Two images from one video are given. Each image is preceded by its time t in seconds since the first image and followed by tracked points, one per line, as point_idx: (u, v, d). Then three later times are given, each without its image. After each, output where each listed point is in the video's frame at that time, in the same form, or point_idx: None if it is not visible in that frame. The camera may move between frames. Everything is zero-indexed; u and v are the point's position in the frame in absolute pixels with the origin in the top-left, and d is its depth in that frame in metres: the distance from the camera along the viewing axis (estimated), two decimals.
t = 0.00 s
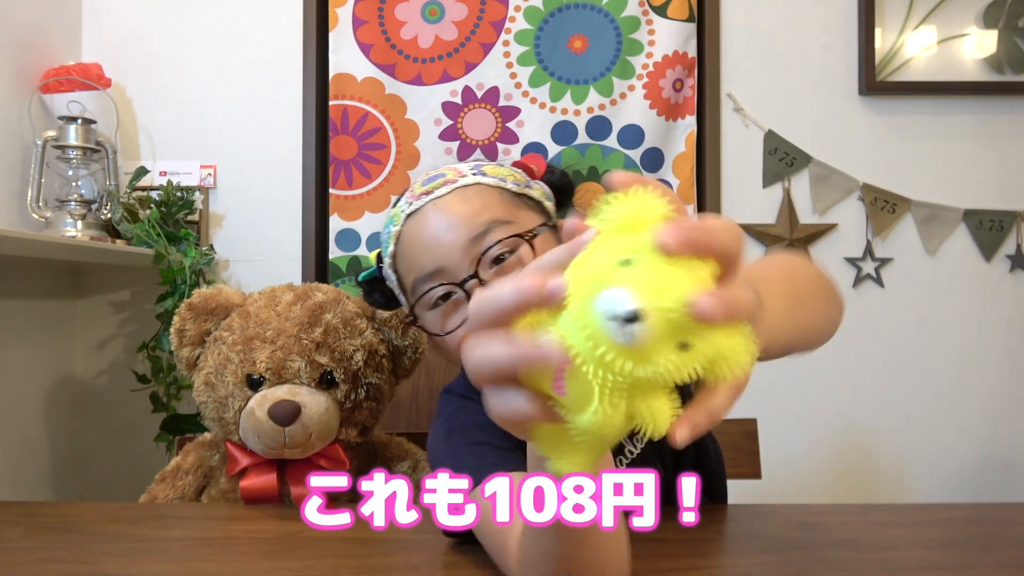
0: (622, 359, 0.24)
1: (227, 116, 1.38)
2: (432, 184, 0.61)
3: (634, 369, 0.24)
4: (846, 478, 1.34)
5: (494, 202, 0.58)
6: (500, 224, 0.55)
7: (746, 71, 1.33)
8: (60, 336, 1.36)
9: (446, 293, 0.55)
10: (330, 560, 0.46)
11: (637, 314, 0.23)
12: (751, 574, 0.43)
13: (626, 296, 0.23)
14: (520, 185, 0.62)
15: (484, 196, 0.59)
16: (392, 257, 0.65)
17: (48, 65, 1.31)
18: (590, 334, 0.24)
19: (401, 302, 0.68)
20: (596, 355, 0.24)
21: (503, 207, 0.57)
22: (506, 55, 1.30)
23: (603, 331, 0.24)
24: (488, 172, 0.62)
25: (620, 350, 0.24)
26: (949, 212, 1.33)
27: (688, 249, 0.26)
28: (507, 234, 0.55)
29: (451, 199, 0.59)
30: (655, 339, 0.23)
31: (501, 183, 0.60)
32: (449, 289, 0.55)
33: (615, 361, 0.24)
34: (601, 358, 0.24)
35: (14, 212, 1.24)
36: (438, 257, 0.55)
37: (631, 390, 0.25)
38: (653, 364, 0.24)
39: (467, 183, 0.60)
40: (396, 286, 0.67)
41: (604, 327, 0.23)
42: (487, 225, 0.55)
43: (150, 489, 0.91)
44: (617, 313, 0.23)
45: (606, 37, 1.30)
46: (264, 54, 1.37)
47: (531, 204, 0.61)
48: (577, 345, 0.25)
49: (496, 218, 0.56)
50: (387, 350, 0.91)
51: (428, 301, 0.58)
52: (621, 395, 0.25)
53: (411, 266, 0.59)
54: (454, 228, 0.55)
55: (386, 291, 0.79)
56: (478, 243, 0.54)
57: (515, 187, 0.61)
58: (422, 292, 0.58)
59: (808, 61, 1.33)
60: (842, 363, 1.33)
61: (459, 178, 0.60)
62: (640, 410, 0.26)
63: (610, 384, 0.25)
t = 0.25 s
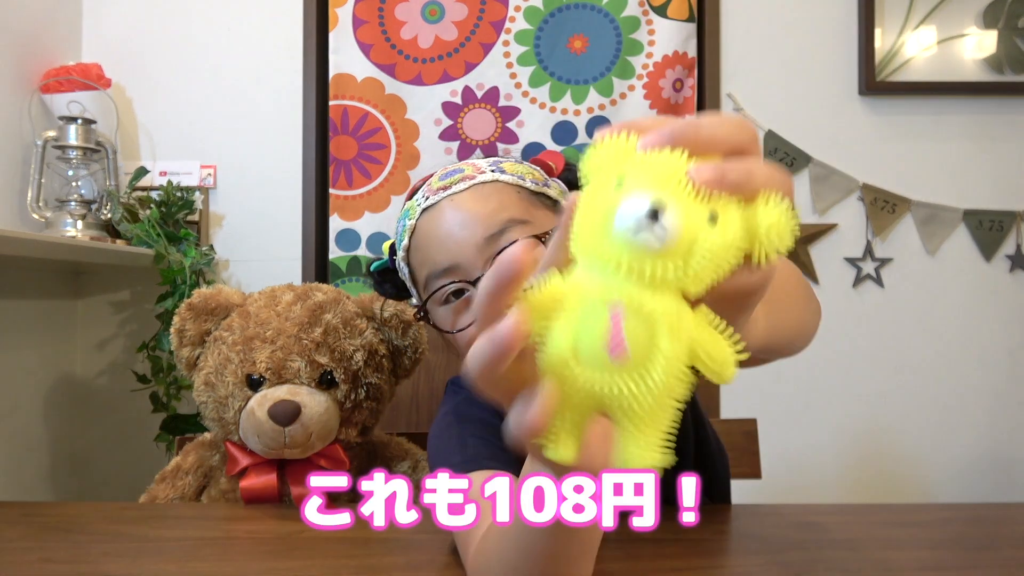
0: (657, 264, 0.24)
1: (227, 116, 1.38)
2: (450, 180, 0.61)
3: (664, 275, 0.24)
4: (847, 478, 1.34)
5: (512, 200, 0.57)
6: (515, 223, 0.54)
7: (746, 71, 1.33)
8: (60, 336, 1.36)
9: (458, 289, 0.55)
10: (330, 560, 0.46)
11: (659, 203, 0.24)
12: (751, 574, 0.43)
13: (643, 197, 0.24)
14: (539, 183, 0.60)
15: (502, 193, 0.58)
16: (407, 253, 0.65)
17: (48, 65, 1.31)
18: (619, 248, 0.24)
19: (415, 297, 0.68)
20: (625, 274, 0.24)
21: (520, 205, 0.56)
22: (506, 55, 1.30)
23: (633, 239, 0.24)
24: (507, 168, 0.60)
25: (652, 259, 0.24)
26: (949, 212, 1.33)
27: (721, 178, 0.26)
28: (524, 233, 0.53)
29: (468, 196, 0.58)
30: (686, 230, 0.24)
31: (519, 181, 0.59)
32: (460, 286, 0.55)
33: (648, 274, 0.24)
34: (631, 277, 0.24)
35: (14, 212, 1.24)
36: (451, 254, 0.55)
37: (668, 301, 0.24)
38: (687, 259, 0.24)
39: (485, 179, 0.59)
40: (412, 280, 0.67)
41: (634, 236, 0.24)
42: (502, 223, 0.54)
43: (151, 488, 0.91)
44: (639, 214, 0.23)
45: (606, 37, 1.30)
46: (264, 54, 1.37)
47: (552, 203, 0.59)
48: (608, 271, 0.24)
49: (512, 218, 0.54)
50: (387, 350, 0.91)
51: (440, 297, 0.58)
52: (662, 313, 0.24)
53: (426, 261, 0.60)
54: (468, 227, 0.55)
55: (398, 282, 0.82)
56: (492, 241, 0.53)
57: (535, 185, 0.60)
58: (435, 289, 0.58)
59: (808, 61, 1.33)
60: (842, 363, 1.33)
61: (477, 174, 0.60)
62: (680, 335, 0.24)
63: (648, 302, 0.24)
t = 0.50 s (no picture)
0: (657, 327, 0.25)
1: (227, 116, 1.38)
2: (446, 192, 0.61)
3: (662, 336, 0.25)
4: (847, 478, 1.34)
5: (509, 209, 0.57)
6: (514, 236, 0.54)
7: (746, 71, 1.33)
8: (60, 336, 1.36)
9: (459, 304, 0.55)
10: (331, 560, 0.46)
11: (683, 272, 0.24)
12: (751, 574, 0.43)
13: (661, 257, 0.25)
14: (537, 190, 0.61)
15: (499, 203, 0.58)
16: (405, 263, 0.66)
17: (48, 65, 1.31)
18: (631, 303, 0.25)
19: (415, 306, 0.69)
20: (624, 329, 0.25)
21: (518, 216, 0.56)
22: (506, 55, 1.30)
23: (644, 294, 0.25)
24: (505, 176, 0.60)
25: (657, 319, 0.25)
26: (949, 212, 1.33)
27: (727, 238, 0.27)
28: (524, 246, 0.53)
29: (466, 206, 0.58)
30: (698, 302, 0.25)
31: (517, 190, 0.59)
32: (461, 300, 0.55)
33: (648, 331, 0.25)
34: (632, 335, 0.25)
35: (14, 212, 1.24)
36: (450, 270, 0.55)
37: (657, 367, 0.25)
38: (692, 328, 0.25)
39: (482, 190, 0.59)
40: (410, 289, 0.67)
41: (649, 296, 0.25)
42: (501, 236, 0.54)
43: (151, 488, 0.91)
44: (657, 271, 0.24)
45: (606, 37, 1.30)
46: (265, 54, 1.37)
47: (550, 211, 0.60)
48: (609, 322, 0.25)
49: (511, 231, 0.54)
50: (387, 350, 0.91)
51: (440, 311, 0.58)
52: (655, 376, 0.25)
53: (425, 275, 0.60)
54: (467, 240, 0.55)
55: (398, 288, 0.82)
56: (493, 255, 0.53)
57: (533, 192, 0.60)
58: (435, 303, 0.58)
59: (808, 61, 1.33)
60: (842, 363, 1.33)
61: (474, 185, 0.59)
62: (663, 396, 0.25)
63: (639, 363, 0.25)
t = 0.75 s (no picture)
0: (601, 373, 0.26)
1: (227, 116, 1.38)
2: (449, 187, 0.60)
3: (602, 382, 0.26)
4: (847, 478, 1.34)
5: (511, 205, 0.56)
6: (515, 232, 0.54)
7: (747, 71, 1.33)
8: (60, 336, 1.36)
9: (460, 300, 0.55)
10: (330, 560, 0.46)
11: (627, 312, 0.24)
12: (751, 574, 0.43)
13: (605, 298, 0.25)
14: (539, 186, 0.61)
15: (501, 199, 0.58)
16: (407, 260, 0.65)
17: (48, 65, 1.31)
18: (575, 348, 0.25)
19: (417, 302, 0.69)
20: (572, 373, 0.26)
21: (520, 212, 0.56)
22: (506, 55, 1.30)
23: (589, 340, 0.25)
24: (506, 172, 0.60)
25: (599, 369, 0.25)
26: (949, 212, 1.33)
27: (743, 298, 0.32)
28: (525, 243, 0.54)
29: (467, 203, 0.58)
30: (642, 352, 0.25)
31: (518, 185, 0.59)
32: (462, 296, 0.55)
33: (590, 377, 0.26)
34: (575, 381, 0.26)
35: (14, 212, 1.24)
36: (452, 267, 0.55)
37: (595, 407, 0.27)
38: (636, 371, 0.25)
39: (484, 186, 0.59)
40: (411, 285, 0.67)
41: (596, 339, 0.24)
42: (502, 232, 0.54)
43: (151, 488, 0.91)
44: (598, 316, 0.24)
45: (606, 37, 1.30)
46: (265, 54, 1.37)
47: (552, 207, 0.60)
48: (554, 367, 0.26)
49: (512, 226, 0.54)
50: (387, 350, 0.91)
51: (441, 307, 0.58)
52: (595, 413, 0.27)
53: (428, 271, 0.59)
54: (468, 236, 0.55)
55: (397, 284, 0.84)
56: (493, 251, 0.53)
57: (535, 189, 0.60)
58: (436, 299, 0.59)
59: (808, 61, 1.33)
60: (842, 363, 1.33)
61: (476, 181, 0.59)
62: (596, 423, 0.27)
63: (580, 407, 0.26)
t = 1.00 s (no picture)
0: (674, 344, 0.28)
1: (227, 116, 1.38)
2: (444, 185, 0.60)
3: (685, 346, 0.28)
4: (847, 478, 1.34)
5: (505, 205, 0.57)
6: (510, 230, 0.55)
7: (746, 71, 1.33)
8: (60, 336, 1.36)
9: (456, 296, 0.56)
10: (330, 560, 0.46)
11: (724, 309, 0.30)
12: (752, 573, 0.43)
13: (716, 294, 0.30)
14: (533, 185, 0.62)
15: (495, 198, 0.58)
16: (404, 257, 0.64)
17: (48, 65, 1.31)
18: (681, 298, 0.29)
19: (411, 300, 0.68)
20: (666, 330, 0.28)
21: (514, 210, 0.57)
22: (506, 55, 1.30)
23: (697, 303, 0.29)
24: (500, 171, 0.61)
25: (700, 328, 0.28)
26: (949, 212, 1.32)
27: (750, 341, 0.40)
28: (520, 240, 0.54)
29: (463, 201, 0.58)
30: (718, 344, 0.29)
31: (513, 184, 0.60)
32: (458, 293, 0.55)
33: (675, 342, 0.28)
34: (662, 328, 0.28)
35: (14, 212, 1.24)
36: (445, 264, 0.55)
37: (657, 374, 0.28)
38: (704, 355, 0.29)
39: (479, 184, 0.59)
40: (407, 283, 0.67)
41: (693, 304, 0.29)
42: (497, 230, 0.55)
43: (151, 488, 0.91)
44: (709, 297, 0.29)
45: (606, 37, 1.30)
46: (265, 54, 1.37)
47: (541, 206, 0.61)
48: (658, 313, 0.28)
49: (507, 224, 0.55)
50: (387, 350, 0.91)
51: (436, 304, 0.58)
52: (661, 372, 0.28)
53: (421, 269, 0.59)
54: (463, 233, 0.55)
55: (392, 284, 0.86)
56: (489, 248, 0.54)
57: (528, 188, 0.61)
58: (430, 296, 0.58)
59: (808, 61, 1.33)
60: (842, 363, 1.33)
61: (471, 179, 0.59)
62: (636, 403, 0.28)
63: (654, 360, 0.27)
